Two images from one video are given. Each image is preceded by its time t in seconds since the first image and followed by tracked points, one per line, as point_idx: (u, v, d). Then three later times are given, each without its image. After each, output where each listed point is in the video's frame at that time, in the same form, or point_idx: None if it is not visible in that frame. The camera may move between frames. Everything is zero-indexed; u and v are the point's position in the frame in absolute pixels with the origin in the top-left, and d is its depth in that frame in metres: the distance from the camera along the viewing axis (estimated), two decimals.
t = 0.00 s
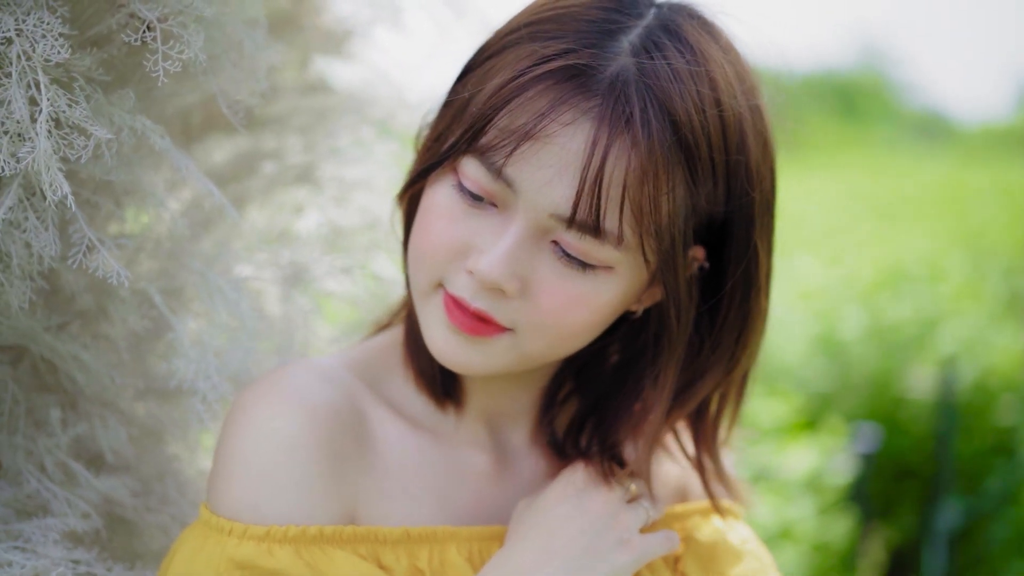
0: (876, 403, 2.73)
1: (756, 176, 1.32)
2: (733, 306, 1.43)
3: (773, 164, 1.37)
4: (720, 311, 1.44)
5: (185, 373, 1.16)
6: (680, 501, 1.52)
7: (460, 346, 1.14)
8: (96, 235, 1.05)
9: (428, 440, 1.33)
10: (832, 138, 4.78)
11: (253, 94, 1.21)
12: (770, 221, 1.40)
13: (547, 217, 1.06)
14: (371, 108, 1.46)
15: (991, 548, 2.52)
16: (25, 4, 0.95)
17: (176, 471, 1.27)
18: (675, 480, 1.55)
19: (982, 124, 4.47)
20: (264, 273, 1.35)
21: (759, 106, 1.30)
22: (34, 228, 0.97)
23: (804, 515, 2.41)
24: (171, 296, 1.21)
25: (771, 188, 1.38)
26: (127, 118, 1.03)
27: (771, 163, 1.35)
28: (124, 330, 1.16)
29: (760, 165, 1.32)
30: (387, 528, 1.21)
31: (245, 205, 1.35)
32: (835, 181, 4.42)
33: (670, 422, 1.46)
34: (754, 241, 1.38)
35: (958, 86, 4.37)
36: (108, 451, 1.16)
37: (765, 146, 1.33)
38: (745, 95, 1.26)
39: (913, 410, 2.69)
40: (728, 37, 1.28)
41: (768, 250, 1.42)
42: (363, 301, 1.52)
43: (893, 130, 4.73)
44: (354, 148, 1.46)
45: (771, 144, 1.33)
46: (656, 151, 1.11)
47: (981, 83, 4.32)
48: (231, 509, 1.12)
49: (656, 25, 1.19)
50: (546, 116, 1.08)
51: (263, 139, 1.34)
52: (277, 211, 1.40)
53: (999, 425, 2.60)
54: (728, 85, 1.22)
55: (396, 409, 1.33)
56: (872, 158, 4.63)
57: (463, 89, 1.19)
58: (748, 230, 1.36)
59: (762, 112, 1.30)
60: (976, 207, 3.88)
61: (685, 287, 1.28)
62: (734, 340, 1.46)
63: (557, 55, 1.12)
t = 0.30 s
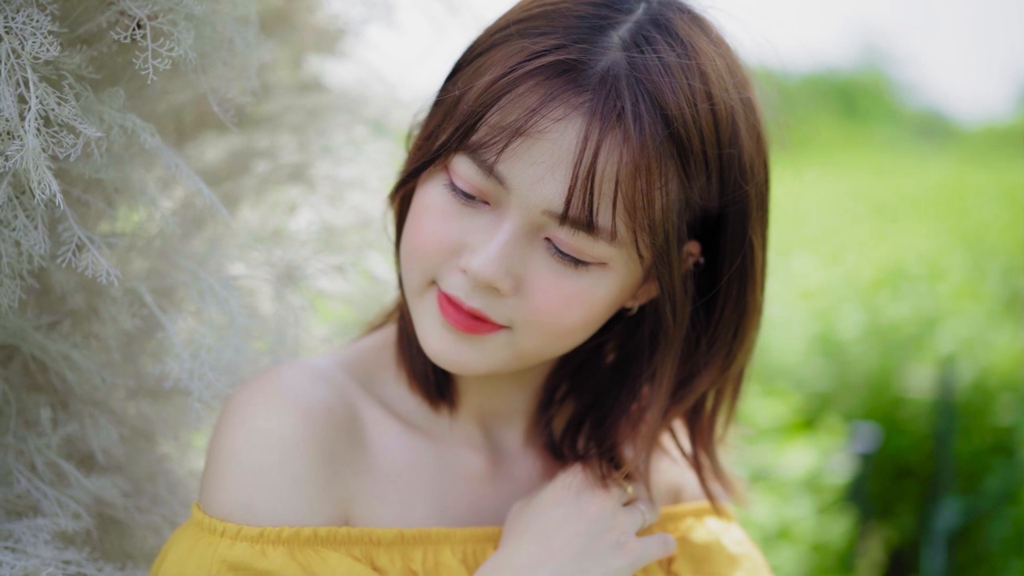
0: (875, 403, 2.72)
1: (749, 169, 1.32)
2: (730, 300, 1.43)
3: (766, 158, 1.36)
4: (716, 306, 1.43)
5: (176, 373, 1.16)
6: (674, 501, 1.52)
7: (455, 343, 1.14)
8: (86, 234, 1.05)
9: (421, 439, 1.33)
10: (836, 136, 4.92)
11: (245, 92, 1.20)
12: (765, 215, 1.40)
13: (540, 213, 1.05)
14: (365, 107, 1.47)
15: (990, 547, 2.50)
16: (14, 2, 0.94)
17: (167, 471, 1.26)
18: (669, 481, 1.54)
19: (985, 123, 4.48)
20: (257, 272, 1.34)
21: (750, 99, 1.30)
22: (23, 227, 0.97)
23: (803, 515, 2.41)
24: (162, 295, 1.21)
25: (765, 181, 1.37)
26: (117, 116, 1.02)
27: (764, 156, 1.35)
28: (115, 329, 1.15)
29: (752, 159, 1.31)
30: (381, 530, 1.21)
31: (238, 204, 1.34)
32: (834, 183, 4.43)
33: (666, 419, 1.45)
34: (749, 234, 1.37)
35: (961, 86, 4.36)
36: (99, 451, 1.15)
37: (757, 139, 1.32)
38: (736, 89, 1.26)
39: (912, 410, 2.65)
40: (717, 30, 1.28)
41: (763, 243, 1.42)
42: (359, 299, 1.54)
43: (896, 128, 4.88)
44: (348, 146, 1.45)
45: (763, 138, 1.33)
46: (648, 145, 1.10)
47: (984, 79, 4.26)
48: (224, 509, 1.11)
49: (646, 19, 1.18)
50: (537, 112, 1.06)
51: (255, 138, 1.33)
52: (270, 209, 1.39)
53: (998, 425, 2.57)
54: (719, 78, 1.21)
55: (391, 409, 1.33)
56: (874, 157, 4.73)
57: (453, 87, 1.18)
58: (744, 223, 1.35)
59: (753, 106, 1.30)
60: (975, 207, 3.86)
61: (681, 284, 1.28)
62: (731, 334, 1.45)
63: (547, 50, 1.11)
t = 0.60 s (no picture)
0: (873, 402, 2.72)
1: (742, 159, 1.31)
2: (723, 292, 1.42)
3: (759, 148, 1.35)
4: (710, 299, 1.43)
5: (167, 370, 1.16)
6: (669, 500, 1.51)
7: (446, 336, 1.13)
8: (75, 231, 1.04)
9: (415, 436, 1.32)
10: (836, 137, 5.12)
11: (235, 88, 1.19)
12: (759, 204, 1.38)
13: (530, 205, 1.05)
14: (357, 103, 1.46)
15: (990, 545, 2.49)
16: None
17: (158, 469, 1.26)
18: (662, 478, 1.54)
19: (983, 122, 4.47)
20: (251, 270, 1.33)
21: (743, 90, 1.28)
22: (11, 223, 0.96)
23: (801, 513, 2.40)
24: (152, 292, 1.20)
25: (758, 171, 1.36)
26: (106, 112, 1.02)
27: (757, 145, 1.33)
28: (104, 326, 1.14)
29: (745, 149, 1.30)
30: (374, 527, 1.20)
31: (230, 202, 1.33)
32: (837, 185, 4.44)
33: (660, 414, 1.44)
34: (743, 225, 1.36)
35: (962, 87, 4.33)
36: (89, 448, 1.15)
37: (750, 128, 1.31)
38: (729, 78, 1.25)
39: (911, 409, 2.66)
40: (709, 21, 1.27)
41: (757, 234, 1.41)
42: (355, 297, 1.53)
43: (897, 128, 5.01)
44: (342, 143, 1.45)
45: (757, 127, 1.32)
46: (639, 135, 1.09)
47: (984, 78, 4.21)
48: (214, 506, 1.10)
49: (636, 9, 1.17)
50: (525, 103, 1.06)
51: (247, 135, 1.33)
52: (263, 206, 1.38)
53: (997, 424, 2.57)
54: (710, 67, 1.20)
55: (384, 406, 1.32)
56: (873, 158, 4.86)
57: (443, 80, 1.17)
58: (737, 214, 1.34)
59: (746, 95, 1.28)
60: (976, 207, 3.84)
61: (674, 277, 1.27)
62: (726, 327, 1.44)
63: (536, 41, 1.11)
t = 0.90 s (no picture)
0: (873, 400, 2.71)
1: (732, 147, 1.29)
2: (715, 282, 1.41)
3: (750, 135, 1.34)
4: (703, 287, 1.43)
5: (158, 364, 1.16)
6: (663, 498, 1.50)
7: (438, 326, 1.13)
8: (63, 224, 1.04)
9: (409, 430, 1.32)
10: (834, 136, 5.09)
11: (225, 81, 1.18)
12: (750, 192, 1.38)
13: (518, 193, 1.05)
14: (349, 99, 1.45)
15: (989, 544, 2.49)
16: None
17: (148, 465, 1.25)
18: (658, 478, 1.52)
19: (983, 124, 4.52)
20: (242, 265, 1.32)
21: (732, 75, 1.27)
22: None
23: (799, 512, 2.42)
24: (142, 286, 1.20)
25: (749, 159, 1.35)
26: (94, 104, 1.01)
27: (747, 131, 1.32)
28: (94, 321, 1.14)
29: (736, 137, 1.29)
30: (366, 523, 1.19)
31: (221, 196, 1.32)
32: (840, 188, 4.42)
33: (653, 405, 1.44)
34: (734, 212, 1.35)
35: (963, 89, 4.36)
36: (78, 444, 1.14)
37: (740, 114, 1.30)
38: (717, 64, 1.23)
39: (909, 408, 2.67)
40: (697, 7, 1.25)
41: (748, 222, 1.40)
42: (348, 292, 1.52)
43: (900, 127, 4.99)
44: (334, 139, 1.44)
45: (745, 113, 1.31)
46: (626, 121, 1.08)
47: (985, 79, 4.25)
48: (204, 500, 1.09)
49: None
50: (511, 90, 1.06)
51: (238, 128, 1.32)
52: (255, 201, 1.37)
53: (996, 422, 2.57)
54: (698, 52, 1.19)
55: (378, 400, 1.32)
56: (870, 157, 4.88)
57: (430, 71, 1.17)
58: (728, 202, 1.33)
59: (735, 81, 1.27)
60: (975, 208, 3.83)
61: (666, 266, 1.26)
62: (718, 316, 1.44)
63: (521, 29, 1.10)
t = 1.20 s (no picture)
0: (870, 399, 2.75)
1: (719, 132, 1.27)
2: (706, 269, 1.41)
3: (739, 119, 1.32)
4: (695, 275, 1.42)
5: (146, 361, 1.15)
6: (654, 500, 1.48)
7: (429, 320, 1.12)
8: (47, 219, 1.03)
9: (401, 427, 1.31)
10: (830, 134, 5.08)
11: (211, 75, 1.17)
12: (741, 177, 1.37)
13: (504, 182, 1.05)
14: (338, 94, 1.44)
15: (987, 544, 2.50)
16: None
17: (135, 462, 1.24)
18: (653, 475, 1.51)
19: (985, 124, 4.65)
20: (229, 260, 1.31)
21: (717, 60, 1.25)
22: None
23: (796, 510, 2.41)
24: (129, 282, 1.18)
25: (740, 143, 1.33)
26: (76, 98, 1.00)
27: (736, 113, 1.31)
28: (80, 318, 1.13)
29: (725, 121, 1.28)
30: (353, 522, 1.19)
31: (209, 191, 1.31)
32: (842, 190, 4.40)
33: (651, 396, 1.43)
34: (725, 199, 1.34)
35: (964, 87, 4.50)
36: (63, 441, 1.13)
37: (730, 97, 1.28)
38: (703, 48, 1.22)
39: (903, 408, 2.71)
40: None
41: (739, 207, 1.39)
42: (337, 287, 1.51)
43: (899, 127, 5.02)
44: (323, 134, 1.43)
45: (732, 95, 1.28)
46: (609, 107, 1.08)
47: (984, 79, 4.40)
48: (191, 493, 1.09)
49: None
50: (492, 80, 1.06)
51: (227, 124, 1.32)
52: (243, 197, 1.36)
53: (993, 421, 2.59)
54: (682, 36, 1.17)
55: (370, 396, 1.31)
56: (868, 155, 4.93)
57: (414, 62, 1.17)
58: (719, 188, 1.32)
59: (722, 67, 1.24)
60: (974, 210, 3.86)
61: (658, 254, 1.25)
62: (711, 303, 1.43)
63: (502, 18, 1.11)
